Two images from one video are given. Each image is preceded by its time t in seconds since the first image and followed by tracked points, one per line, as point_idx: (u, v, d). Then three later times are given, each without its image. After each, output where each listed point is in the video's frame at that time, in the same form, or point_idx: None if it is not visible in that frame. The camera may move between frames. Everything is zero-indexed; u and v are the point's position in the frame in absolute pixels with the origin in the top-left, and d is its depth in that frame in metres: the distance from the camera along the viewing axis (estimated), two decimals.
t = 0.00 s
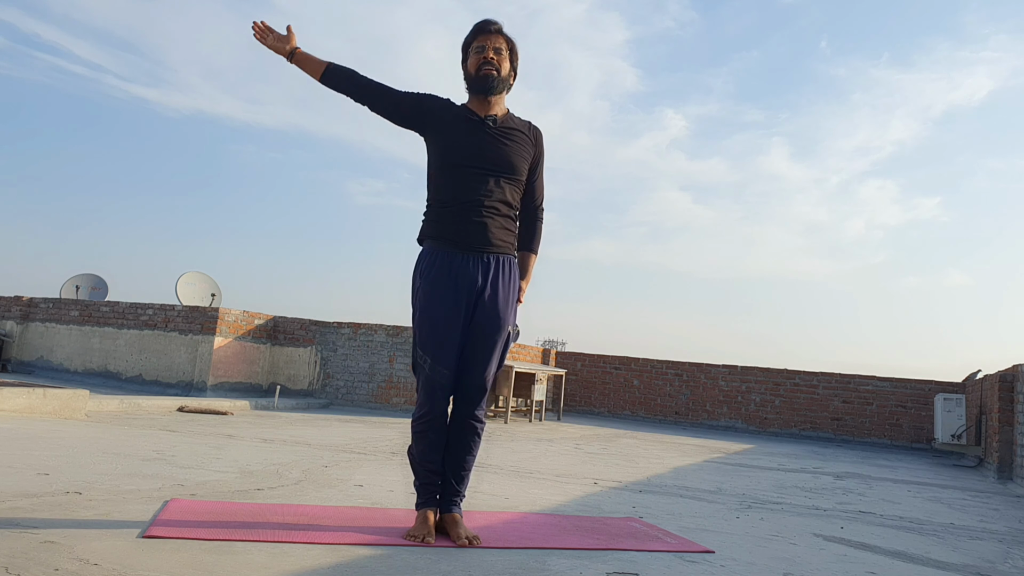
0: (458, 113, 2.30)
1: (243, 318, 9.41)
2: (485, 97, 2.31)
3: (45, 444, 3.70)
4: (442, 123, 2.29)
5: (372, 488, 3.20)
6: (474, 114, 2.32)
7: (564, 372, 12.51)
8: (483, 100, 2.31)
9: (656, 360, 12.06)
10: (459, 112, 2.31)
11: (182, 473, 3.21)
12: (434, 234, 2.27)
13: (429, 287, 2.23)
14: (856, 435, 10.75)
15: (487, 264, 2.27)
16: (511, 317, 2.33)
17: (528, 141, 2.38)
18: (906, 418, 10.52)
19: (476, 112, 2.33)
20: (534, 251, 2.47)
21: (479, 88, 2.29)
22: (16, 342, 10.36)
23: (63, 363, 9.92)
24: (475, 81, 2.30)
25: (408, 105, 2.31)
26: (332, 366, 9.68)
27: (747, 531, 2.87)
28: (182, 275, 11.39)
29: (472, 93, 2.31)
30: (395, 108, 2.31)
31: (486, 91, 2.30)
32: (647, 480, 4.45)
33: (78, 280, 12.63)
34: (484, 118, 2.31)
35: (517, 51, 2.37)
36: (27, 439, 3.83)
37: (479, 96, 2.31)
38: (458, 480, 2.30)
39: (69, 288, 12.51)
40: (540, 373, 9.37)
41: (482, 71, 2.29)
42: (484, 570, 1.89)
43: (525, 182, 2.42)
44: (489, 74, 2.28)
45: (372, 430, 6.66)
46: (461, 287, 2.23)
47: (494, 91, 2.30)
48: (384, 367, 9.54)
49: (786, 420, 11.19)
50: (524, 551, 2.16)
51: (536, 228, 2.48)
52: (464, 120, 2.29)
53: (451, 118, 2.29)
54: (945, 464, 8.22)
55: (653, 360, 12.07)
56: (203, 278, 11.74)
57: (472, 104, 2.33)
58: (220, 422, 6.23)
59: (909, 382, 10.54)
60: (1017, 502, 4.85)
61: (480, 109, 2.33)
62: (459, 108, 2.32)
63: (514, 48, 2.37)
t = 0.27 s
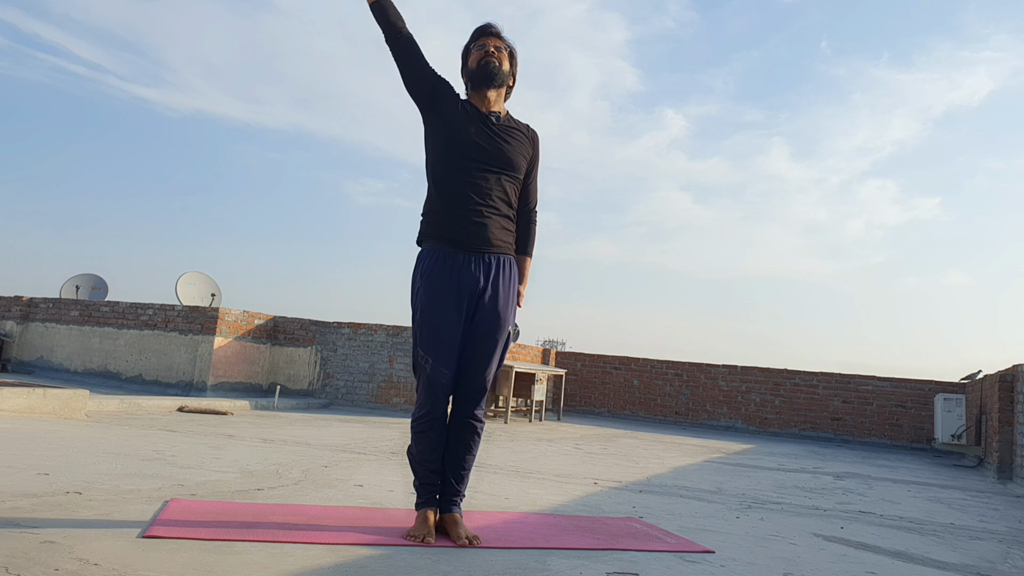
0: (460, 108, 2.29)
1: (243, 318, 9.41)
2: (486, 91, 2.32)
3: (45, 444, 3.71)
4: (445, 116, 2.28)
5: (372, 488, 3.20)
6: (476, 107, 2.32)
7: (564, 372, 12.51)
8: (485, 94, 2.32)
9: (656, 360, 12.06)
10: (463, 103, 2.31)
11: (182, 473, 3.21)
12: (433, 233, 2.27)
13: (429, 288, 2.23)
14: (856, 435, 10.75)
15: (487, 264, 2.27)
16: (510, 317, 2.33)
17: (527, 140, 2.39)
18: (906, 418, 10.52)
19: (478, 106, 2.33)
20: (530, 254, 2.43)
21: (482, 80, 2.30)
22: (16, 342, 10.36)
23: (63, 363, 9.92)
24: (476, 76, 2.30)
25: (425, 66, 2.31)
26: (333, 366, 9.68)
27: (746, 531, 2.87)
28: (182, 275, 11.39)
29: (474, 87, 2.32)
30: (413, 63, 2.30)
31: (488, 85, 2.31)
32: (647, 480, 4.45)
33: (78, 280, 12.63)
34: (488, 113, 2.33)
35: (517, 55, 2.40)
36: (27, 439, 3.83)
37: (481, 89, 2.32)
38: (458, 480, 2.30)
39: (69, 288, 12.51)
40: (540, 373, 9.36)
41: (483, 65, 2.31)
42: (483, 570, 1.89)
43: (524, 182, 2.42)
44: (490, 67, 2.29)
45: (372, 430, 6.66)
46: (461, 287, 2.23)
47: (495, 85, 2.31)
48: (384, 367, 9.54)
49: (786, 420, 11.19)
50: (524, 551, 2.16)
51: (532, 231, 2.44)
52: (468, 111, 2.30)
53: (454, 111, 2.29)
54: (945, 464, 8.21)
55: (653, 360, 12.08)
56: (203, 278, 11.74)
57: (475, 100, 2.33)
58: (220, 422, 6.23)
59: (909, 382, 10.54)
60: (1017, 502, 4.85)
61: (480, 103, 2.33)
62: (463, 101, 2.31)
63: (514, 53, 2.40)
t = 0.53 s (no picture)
0: (462, 103, 2.29)
1: (243, 318, 9.41)
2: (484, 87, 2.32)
3: (45, 444, 3.70)
4: (447, 111, 2.28)
5: (372, 488, 3.20)
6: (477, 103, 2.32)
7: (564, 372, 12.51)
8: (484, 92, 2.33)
9: (656, 360, 12.06)
10: (465, 96, 2.30)
11: (182, 473, 3.21)
12: (434, 232, 2.27)
13: (429, 287, 2.23)
14: (856, 435, 10.75)
15: (486, 263, 2.27)
16: (510, 316, 2.33)
17: (527, 140, 2.39)
18: (906, 418, 10.52)
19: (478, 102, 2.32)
20: (529, 253, 2.44)
21: (481, 77, 2.30)
22: (16, 342, 10.36)
23: (63, 363, 9.92)
24: (473, 73, 2.31)
25: (448, 58, 2.33)
26: (333, 366, 9.68)
27: (747, 531, 2.87)
28: (182, 275, 11.39)
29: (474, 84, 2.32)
30: (438, 53, 2.32)
31: (486, 82, 2.31)
32: (647, 480, 4.45)
33: (78, 280, 12.63)
34: (488, 110, 2.33)
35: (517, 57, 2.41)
36: (27, 439, 3.83)
37: (481, 86, 2.31)
38: (458, 480, 2.30)
39: (69, 287, 12.51)
40: (540, 373, 9.36)
41: (481, 63, 2.31)
42: (483, 570, 1.89)
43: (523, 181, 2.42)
44: (488, 66, 2.30)
45: (372, 430, 6.65)
46: (461, 286, 2.23)
47: (494, 81, 2.31)
48: (385, 367, 9.54)
49: (786, 420, 11.19)
50: (524, 551, 2.16)
51: (530, 229, 2.44)
52: (471, 105, 2.30)
53: (457, 105, 2.28)
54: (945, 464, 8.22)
55: (653, 360, 12.08)
56: (203, 278, 11.74)
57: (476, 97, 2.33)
58: (220, 422, 6.23)
59: (909, 382, 10.54)
60: (1017, 502, 4.85)
61: (478, 99, 2.33)
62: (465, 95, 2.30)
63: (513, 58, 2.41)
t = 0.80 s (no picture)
0: (462, 103, 2.28)
1: (243, 318, 9.41)
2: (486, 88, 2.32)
3: (45, 444, 3.70)
4: (447, 111, 2.28)
5: (372, 488, 3.20)
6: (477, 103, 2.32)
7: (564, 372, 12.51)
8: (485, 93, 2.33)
9: (656, 360, 12.06)
10: (466, 96, 2.30)
11: (182, 473, 3.21)
12: (432, 232, 2.27)
13: (427, 287, 2.23)
14: (856, 435, 10.75)
15: (483, 263, 2.27)
16: (507, 316, 2.33)
17: (527, 140, 2.38)
18: (906, 418, 10.52)
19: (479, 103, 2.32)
20: (529, 256, 2.44)
21: (484, 78, 2.31)
22: (16, 342, 10.36)
23: (63, 364, 9.92)
24: (476, 73, 2.32)
25: (455, 56, 2.33)
26: (333, 366, 9.68)
27: (747, 531, 2.87)
28: (182, 275, 11.39)
29: (476, 84, 2.32)
30: (446, 50, 2.33)
31: (488, 84, 2.31)
32: (647, 480, 4.45)
33: (78, 280, 12.63)
34: (488, 109, 2.32)
35: (523, 60, 2.41)
36: (27, 439, 3.83)
37: (482, 87, 2.32)
38: (458, 480, 2.30)
39: (69, 287, 12.51)
40: (540, 373, 9.36)
41: (486, 64, 2.31)
42: (483, 570, 1.89)
43: (522, 181, 2.42)
44: (492, 67, 2.30)
45: (372, 430, 6.66)
46: (458, 286, 2.24)
47: (497, 82, 2.31)
48: (384, 367, 9.53)
49: (786, 420, 11.19)
50: (524, 551, 2.16)
51: (531, 232, 2.47)
52: (471, 104, 2.29)
53: (457, 105, 2.28)
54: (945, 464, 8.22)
55: (653, 360, 12.08)
56: (203, 278, 11.75)
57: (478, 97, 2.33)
58: (220, 422, 6.23)
59: (909, 382, 10.54)
60: (1017, 502, 4.85)
61: (478, 100, 2.33)
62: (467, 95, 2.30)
63: (520, 61, 2.41)
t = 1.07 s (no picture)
0: (461, 104, 2.28)
1: (243, 318, 9.41)
2: (489, 91, 2.31)
3: (45, 444, 3.71)
4: (445, 111, 2.28)
5: (372, 488, 3.20)
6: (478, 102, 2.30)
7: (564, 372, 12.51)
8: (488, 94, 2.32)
9: (656, 360, 12.06)
10: (468, 96, 2.30)
11: (181, 473, 3.21)
12: (427, 233, 2.27)
13: (422, 288, 2.23)
14: (856, 435, 10.75)
15: (478, 263, 2.27)
16: (503, 316, 2.33)
17: (525, 142, 2.38)
18: (906, 418, 10.52)
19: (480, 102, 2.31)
20: (525, 261, 2.46)
21: (490, 79, 2.30)
22: (17, 342, 10.36)
23: (63, 363, 9.92)
24: (483, 72, 2.31)
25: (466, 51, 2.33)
26: (333, 366, 9.68)
27: (747, 531, 2.87)
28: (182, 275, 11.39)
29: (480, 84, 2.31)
30: (460, 43, 2.31)
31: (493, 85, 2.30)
32: (647, 480, 4.45)
33: (78, 280, 12.63)
34: (488, 110, 2.31)
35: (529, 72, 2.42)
36: (27, 439, 3.83)
37: (486, 87, 2.31)
38: (457, 480, 2.30)
39: (69, 287, 12.51)
40: (540, 373, 9.36)
41: (494, 65, 2.31)
42: (483, 570, 1.89)
43: (518, 182, 2.41)
44: (500, 70, 2.30)
45: (372, 430, 6.66)
46: (453, 286, 2.24)
47: (500, 87, 2.31)
48: (384, 367, 9.53)
49: (786, 420, 11.19)
50: (524, 551, 2.16)
51: (528, 233, 2.48)
52: (470, 105, 2.29)
53: (456, 105, 2.28)
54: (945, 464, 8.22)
55: (653, 360, 12.08)
56: (203, 278, 11.75)
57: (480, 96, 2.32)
58: (220, 422, 6.23)
59: (909, 382, 10.54)
60: (1017, 502, 4.85)
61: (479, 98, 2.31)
62: (467, 95, 2.29)
63: (527, 71, 2.42)
